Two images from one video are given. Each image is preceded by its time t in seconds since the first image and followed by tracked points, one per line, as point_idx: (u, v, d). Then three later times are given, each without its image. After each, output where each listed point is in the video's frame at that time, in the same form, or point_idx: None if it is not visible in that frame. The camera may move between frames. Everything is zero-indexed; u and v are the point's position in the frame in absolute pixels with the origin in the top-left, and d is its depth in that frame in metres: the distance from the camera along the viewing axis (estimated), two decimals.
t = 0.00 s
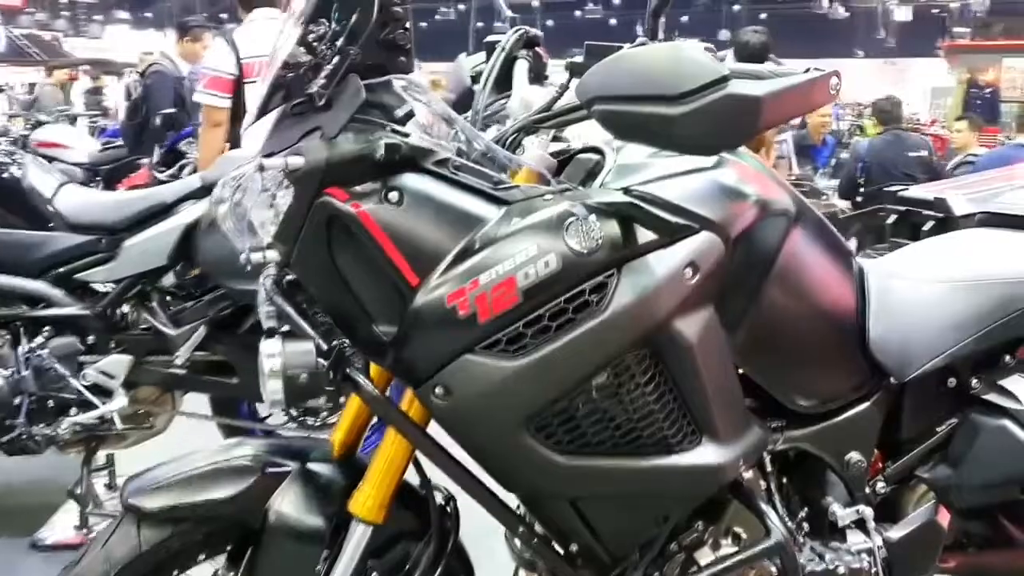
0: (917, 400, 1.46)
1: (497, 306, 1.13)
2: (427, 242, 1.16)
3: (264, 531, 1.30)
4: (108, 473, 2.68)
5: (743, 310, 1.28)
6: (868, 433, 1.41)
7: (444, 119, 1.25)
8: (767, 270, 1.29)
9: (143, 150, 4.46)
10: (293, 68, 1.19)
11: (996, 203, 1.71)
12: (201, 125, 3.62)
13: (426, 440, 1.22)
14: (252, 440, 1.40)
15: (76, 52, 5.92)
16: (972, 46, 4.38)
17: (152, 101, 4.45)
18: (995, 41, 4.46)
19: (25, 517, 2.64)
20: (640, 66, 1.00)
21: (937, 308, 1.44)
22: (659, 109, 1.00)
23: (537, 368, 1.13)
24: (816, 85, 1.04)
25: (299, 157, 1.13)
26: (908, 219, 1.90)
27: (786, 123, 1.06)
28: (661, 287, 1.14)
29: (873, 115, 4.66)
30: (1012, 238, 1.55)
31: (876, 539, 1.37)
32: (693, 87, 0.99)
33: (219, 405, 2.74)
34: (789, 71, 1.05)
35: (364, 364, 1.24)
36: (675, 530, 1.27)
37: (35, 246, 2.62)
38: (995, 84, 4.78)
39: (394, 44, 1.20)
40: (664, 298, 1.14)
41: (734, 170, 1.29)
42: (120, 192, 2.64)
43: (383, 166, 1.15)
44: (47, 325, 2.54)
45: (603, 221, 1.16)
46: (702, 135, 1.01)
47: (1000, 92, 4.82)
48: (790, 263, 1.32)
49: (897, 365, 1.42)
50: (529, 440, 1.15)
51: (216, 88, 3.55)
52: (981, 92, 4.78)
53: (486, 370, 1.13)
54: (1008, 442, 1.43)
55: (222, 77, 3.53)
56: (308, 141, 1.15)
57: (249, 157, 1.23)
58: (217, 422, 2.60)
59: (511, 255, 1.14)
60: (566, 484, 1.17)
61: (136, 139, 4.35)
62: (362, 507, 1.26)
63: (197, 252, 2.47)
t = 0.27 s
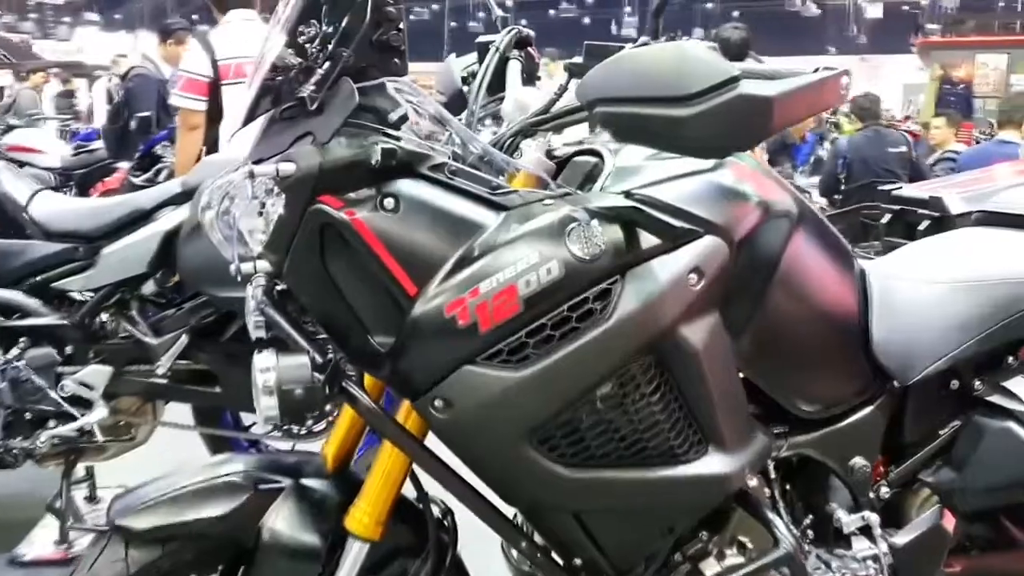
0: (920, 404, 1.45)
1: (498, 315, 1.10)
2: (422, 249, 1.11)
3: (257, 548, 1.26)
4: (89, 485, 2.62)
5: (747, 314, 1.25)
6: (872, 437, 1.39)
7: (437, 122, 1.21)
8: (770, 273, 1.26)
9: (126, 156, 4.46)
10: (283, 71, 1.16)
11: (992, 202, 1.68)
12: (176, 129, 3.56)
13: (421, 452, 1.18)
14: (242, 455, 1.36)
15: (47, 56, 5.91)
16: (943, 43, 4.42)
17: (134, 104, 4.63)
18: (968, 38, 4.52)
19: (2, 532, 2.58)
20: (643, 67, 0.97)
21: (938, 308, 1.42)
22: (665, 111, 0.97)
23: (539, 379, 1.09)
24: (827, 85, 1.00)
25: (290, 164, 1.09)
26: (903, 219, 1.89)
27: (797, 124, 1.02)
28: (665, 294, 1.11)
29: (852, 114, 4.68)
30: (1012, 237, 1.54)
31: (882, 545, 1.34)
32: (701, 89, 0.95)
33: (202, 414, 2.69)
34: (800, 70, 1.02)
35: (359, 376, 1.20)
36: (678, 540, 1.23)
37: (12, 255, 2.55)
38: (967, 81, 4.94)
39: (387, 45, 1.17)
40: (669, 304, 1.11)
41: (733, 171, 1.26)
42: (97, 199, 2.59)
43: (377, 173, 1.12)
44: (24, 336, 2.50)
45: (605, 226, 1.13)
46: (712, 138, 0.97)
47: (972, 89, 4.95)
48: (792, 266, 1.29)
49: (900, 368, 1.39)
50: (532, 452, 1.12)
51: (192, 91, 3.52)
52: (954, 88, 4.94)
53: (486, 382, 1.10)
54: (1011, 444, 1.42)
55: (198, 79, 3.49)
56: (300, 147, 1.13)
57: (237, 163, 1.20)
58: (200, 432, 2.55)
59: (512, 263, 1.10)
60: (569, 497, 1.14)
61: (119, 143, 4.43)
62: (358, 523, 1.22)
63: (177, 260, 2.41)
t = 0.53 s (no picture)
0: (936, 407, 1.41)
1: (510, 322, 1.06)
2: (429, 254, 1.07)
3: (260, 566, 1.22)
4: (81, 497, 2.56)
5: (765, 318, 1.22)
6: (888, 442, 1.36)
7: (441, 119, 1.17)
8: (787, 274, 1.22)
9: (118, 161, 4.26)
10: (283, 72, 1.12)
11: (1002, 198, 1.66)
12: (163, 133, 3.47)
13: (427, 461, 1.14)
14: (243, 469, 1.33)
15: (28, 60, 5.83)
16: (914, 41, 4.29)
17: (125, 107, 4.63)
18: (954, 34, 4.49)
19: None
20: (660, 63, 0.94)
21: (951, 307, 1.40)
22: (683, 108, 0.94)
23: (553, 388, 1.06)
24: (854, 79, 0.96)
25: (292, 167, 1.05)
26: (909, 215, 1.86)
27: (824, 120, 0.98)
28: (682, 297, 1.07)
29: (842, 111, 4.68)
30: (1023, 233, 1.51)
31: (901, 551, 1.30)
32: (721, 84, 0.92)
33: (196, 424, 2.64)
34: (826, 65, 0.98)
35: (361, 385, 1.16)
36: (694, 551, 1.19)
37: None
38: (952, 75, 4.81)
39: (391, 43, 1.12)
40: (687, 308, 1.07)
41: (743, 170, 1.24)
42: (84, 205, 2.53)
43: (382, 176, 1.08)
44: (12, 345, 2.43)
45: (618, 228, 1.09)
46: (733, 135, 0.93)
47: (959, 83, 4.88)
48: (807, 267, 1.26)
49: (918, 370, 1.36)
50: (546, 463, 1.08)
51: (179, 94, 3.45)
52: (939, 85, 4.82)
53: (498, 391, 1.06)
54: None
55: (185, 82, 3.44)
56: (301, 149, 1.08)
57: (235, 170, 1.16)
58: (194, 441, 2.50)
59: (523, 268, 1.06)
60: (584, 509, 1.10)
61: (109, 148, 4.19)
62: (364, 538, 1.18)
63: (169, 266, 2.37)
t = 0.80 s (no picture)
0: (959, 410, 1.38)
1: (527, 331, 1.01)
2: (441, 262, 1.03)
3: None
4: (73, 511, 2.51)
5: (788, 323, 1.18)
6: (911, 447, 1.32)
7: (446, 119, 1.12)
8: (809, 278, 1.18)
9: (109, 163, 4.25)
10: (283, 73, 1.08)
11: (1017, 194, 1.63)
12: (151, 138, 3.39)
13: (439, 475, 1.09)
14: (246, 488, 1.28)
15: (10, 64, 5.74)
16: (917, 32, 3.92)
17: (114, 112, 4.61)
18: (947, 27, 4.47)
19: None
20: (685, 58, 0.91)
21: (974, 308, 1.36)
22: (710, 106, 0.90)
23: (574, 400, 1.01)
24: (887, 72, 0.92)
25: (296, 173, 1.02)
26: (920, 212, 1.82)
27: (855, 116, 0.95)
28: (705, 303, 1.03)
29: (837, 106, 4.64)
30: None
31: (926, 560, 1.24)
32: (751, 80, 0.88)
33: (191, 435, 2.58)
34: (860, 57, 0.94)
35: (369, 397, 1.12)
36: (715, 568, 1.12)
37: None
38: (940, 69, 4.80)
39: (397, 41, 1.06)
40: (711, 313, 1.03)
41: (758, 170, 1.19)
42: (74, 213, 2.47)
43: (390, 181, 1.03)
44: None
45: (636, 231, 1.04)
46: (762, 134, 0.89)
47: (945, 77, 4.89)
48: (829, 268, 1.22)
49: (942, 374, 1.32)
50: (567, 480, 1.03)
51: (165, 97, 3.35)
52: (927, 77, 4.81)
53: (515, 405, 1.01)
54: None
55: (172, 86, 3.34)
56: (304, 154, 1.04)
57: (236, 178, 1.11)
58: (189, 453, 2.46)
59: (539, 275, 1.02)
60: (606, 527, 1.05)
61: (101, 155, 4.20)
62: (375, 558, 1.14)
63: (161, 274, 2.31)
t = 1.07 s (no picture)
0: (989, 416, 1.33)
1: (550, 342, 0.96)
2: (458, 269, 0.97)
3: None
4: (68, 521, 2.46)
5: (819, 328, 1.13)
6: (942, 456, 1.27)
7: (460, 116, 1.08)
8: (839, 281, 1.13)
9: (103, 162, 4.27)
10: (289, 71, 1.02)
11: None
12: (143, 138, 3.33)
13: (455, 491, 1.03)
14: (253, 506, 1.23)
15: None
16: (919, 26, 3.86)
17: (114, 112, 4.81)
18: (944, 23, 4.43)
19: None
20: (721, 52, 0.86)
21: (1001, 311, 1.33)
22: (749, 102, 0.85)
23: (602, 414, 0.96)
24: (932, 65, 0.88)
25: (305, 176, 0.96)
26: (938, 210, 1.77)
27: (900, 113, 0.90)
28: (737, 310, 0.98)
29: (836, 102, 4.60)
30: None
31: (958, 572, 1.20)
32: (795, 73, 0.83)
33: (188, 443, 2.52)
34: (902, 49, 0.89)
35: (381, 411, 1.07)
36: None
37: None
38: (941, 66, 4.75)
39: (411, 36, 1.02)
40: (744, 321, 0.98)
41: (782, 168, 1.15)
42: (66, 217, 2.41)
43: (404, 183, 0.98)
44: None
45: (663, 235, 0.99)
46: (806, 131, 0.85)
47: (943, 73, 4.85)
48: (858, 271, 1.18)
49: (974, 380, 1.29)
50: (594, 497, 0.98)
51: (156, 98, 3.28)
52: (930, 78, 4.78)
53: (540, 419, 0.96)
54: None
55: (165, 86, 3.26)
56: (314, 156, 0.99)
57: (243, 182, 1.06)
58: (186, 461, 2.40)
59: (564, 282, 0.97)
60: (635, 546, 1.00)
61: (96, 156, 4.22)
62: None
63: (157, 279, 2.25)
